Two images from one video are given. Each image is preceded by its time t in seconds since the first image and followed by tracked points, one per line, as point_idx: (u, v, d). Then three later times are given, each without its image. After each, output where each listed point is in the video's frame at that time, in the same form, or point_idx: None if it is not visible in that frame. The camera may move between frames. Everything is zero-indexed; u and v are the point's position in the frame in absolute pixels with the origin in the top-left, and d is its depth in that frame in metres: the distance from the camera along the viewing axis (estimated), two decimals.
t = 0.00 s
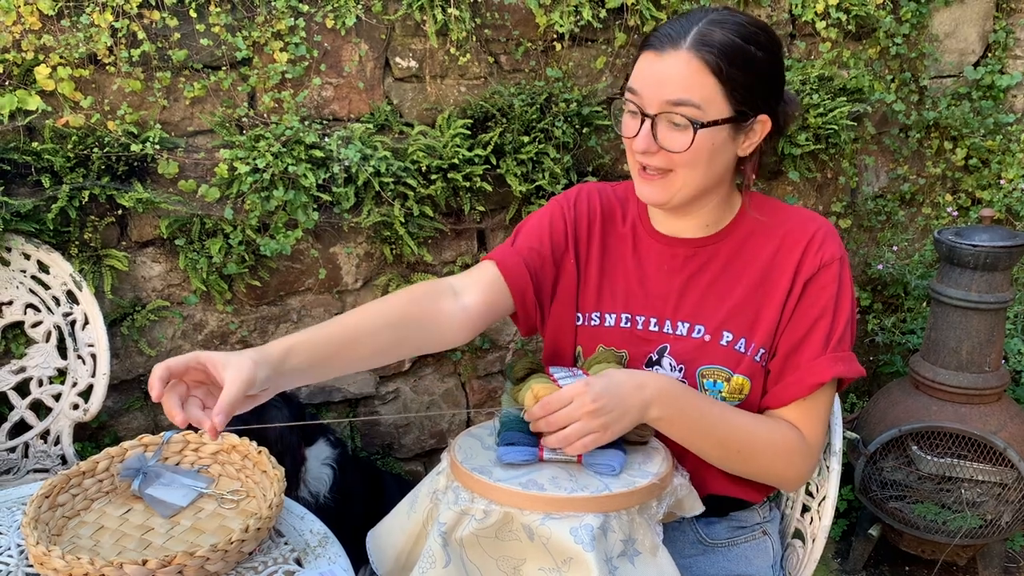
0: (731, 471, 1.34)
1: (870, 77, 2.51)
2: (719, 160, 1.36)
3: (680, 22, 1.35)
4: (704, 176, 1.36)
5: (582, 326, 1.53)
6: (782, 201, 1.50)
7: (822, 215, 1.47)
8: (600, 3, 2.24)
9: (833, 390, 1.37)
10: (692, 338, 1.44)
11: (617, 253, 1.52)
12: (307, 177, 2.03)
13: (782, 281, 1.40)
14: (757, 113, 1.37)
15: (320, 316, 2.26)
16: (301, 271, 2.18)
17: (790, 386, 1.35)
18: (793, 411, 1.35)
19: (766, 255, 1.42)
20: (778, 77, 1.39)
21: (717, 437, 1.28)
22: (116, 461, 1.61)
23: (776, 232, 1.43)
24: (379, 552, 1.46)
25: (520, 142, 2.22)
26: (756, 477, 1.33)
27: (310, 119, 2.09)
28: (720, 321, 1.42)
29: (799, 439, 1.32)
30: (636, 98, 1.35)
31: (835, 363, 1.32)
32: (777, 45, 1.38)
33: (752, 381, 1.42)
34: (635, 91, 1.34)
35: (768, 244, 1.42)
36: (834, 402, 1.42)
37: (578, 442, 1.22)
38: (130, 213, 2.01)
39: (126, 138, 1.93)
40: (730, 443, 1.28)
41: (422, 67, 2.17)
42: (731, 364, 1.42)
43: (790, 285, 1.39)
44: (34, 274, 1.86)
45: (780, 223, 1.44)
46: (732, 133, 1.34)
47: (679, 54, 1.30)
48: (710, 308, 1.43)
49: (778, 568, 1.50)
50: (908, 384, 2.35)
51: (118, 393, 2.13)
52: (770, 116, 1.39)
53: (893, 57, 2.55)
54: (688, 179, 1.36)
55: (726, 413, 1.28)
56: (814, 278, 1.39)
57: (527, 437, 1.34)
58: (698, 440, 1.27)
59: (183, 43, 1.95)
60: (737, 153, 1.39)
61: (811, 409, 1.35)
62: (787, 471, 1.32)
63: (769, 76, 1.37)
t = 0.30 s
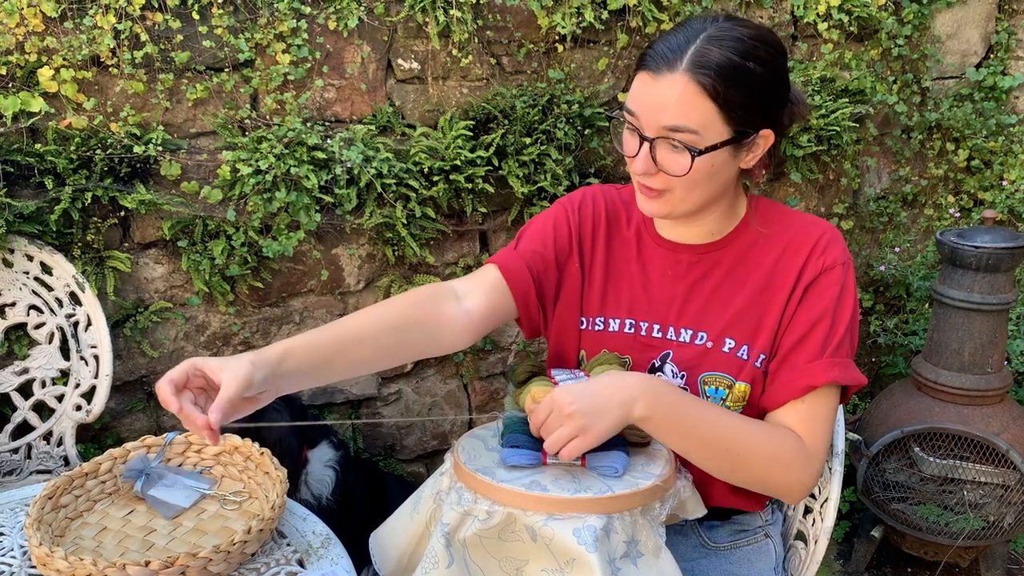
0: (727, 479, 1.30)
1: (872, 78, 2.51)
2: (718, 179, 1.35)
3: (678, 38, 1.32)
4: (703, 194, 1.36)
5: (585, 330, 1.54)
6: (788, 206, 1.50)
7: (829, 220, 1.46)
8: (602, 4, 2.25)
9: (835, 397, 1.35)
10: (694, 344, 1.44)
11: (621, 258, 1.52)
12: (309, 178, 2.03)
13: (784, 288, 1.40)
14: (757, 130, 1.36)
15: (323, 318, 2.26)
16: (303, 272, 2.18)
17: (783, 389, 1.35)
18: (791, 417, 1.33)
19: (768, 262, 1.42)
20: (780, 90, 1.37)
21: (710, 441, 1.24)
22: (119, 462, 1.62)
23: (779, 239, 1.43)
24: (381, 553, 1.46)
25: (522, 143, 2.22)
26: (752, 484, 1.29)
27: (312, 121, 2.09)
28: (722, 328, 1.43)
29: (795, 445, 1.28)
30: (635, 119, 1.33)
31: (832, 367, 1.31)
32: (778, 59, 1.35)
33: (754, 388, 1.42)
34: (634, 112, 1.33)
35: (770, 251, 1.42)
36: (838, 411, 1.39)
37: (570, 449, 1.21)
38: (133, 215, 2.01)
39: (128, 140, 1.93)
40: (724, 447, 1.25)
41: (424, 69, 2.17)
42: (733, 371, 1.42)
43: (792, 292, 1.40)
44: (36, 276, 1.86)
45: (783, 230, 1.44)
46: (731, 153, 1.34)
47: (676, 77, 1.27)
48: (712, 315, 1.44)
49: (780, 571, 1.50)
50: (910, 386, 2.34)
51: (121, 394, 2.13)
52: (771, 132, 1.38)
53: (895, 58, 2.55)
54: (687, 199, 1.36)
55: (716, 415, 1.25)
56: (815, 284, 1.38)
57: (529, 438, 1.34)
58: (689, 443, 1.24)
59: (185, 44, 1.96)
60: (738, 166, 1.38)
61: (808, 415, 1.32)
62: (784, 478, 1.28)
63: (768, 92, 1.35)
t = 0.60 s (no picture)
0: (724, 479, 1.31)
1: (873, 78, 2.51)
2: (732, 179, 1.35)
3: (698, 38, 1.32)
4: (716, 195, 1.35)
5: (587, 332, 1.53)
6: (791, 208, 1.50)
7: (832, 222, 1.47)
8: (604, 4, 2.25)
9: (832, 398, 1.35)
10: (698, 347, 1.44)
11: (624, 260, 1.52)
12: (311, 178, 2.03)
13: (787, 290, 1.40)
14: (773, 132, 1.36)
15: (325, 317, 2.26)
16: (305, 272, 2.18)
17: (780, 387, 1.35)
18: (788, 418, 1.33)
19: (772, 264, 1.42)
20: (795, 96, 1.38)
21: (706, 443, 1.25)
22: (122, 462, 1.62)
23: (783, 241, 1.43)
24: (384, 553, 1.46)
25: (523, 143, 2.22)
26: (749, 485, 1.30)
27: (314, 121, 2.09)
28: (726, 330, 1.43)
29: (791, 446, 1.30)
30: (652, 116, 1.32)
31: (831, 368, 1.31)
32: (796, 63, 1.36)
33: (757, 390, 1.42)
34: (651, 109, 1.32)
35: (774, 253, 1.42)
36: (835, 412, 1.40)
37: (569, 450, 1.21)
38: (135, 215, 2.01)
39: (130, 140, 1.94)
40: (718, 447, 1.26)
41: (426, 69, 2.17)
42: (737, 373, 1.42)
43: (796, 294, 1.40)
44: (39, 276, 1.86)
45: (787, 232, 1.44)
46: (747, 154, 1.33)
47: (697, 75, 1.27)
48: (716, 317, 1.44)
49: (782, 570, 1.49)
50: (912, 385, 2.34)
51: (124, 394, 2.13)
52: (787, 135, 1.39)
53: (897, 57, 2.55)
54: (701, 200, 1.35)
55: (711, 417, 1.26)
56: (817, 284, 1.39)
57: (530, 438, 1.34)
58: (684, 445, 1.25)
59: (187, 45, 1.96)
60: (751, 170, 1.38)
61: (804, 415, 1.33)
62: (780, 479, 1.29)
63: (784, 97, 1.35)
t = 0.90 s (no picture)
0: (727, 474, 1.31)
1: (874, 74, 2.50)
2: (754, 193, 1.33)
3: (747, 50, 1.27)
4: (738, 207, 1.33)
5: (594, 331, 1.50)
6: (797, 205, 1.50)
7: (837, 219, 1.47)
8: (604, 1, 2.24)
9: (838, 395, 1.36)
10: (707, 344, 1.43)
11: (632, 257, 1.49)
12: (311, 176, 2.03)
13: (796, 287, 1.40)
14: (802, 154, 1.33)
15: (326, 316, 2.26)
16: (306, 270, 2.18)
17: (788, 382, 1.35)
18: (793, 416, 1.34)
19: (781, 262, 1.41)
20: (828, 119, 1.35)
21: (710, 440, 1.25)
22: (121, 460, 1.61)
23: (792, 239, 1.42)
24: (384, 552, 1.46)
25: (524, 141, 2.21)
26: (752, 480, 1.31)
27: (314, 119, 2.09)
28: (735, 327, 1.42)
29: (795, 443, 1.30)
30: (686, 125, 1.27)
31: (838, 365, 1.32)
32: (835, 87, 1.33)
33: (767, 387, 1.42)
34: (687, 117, 1.27)
35: (783, 250, 1.42)
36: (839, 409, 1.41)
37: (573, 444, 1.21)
38: (135, 213, 2.01)
39: (130, 138, 1.93)
40: (723, 444, 1.26)
41: (426, 66, 2.17)
42: (746, 370, 1.42)
43: (805, 291, 1.39)
44: (39, 274, 1.86)
45: (795, 229, 1.43)
46: (774, 174, 1.31)
47: (743, 94, 1.22)
48: (725, 315, 1.43)
49: (784, 568, 1.49)
50: (914, 383, 2.34)
51: (124, 392, 2.13)
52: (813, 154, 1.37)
53: (899, 54, 2.54)
54: (720, 210, 1.33)
55: (716, 413, 1.26)
56: (826, 282, 1.39)
57: (529, 435, 1.34)
58: (688, 442, 1.25)
59: (187, 42, 1.95)
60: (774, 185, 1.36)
61: (809, 412, 1.34)
62: (784, 475, 1.30)
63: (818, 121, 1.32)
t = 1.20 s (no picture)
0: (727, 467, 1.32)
1: (875, 70, 2.50)
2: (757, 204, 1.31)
3: (754, 67, 1.23)
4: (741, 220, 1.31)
5: (605, 335, 1.46)
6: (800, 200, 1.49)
7: (839, 212, 1.46)
8: None
9: (840, 389, 1.35)
10: (715, 343, 1.42)
11: (640, 259, 1.45)
12: (311, 173, 2.03)
13: (801, 283, 1.39)
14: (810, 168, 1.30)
15: (326, 313, 2.26)
16: (306, 267, 2.18)
17: (789, 375, 1.35)
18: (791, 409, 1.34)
19: (786, 259, 1.40)
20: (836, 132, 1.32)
21: (704, 428, 1.25)
22: (122, 458, 1.61)
23: (798, 235, 1.41)
24: (385, 549, 1.46)
25: (524, 137, 2.21)
26: (746, 473, 1.31)
27: (314, 116, 2.08)
28: (743, 325, 1.40)
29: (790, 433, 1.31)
30: (692, 144, 1.23)
31: (837, 359, 1.31)
32: (844, 101, 1.29)
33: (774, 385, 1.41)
34: (693, 137, 1.23)
35: (788, 245, 1.40)
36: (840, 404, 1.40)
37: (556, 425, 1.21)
38: (135, 211, 2.01)
39: (130, 135, 1.93)
40: (715, 434, 1.26)
41: (426, 63, 2.16)
42: (755, 368, 1.40)
43: (810, 287, 1.38)
44: (39, 272, 1.86)
45: (799, 225, 1.42)
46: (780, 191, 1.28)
47: (752, 116, 1.19)
48: (732, 313, 1.41)
49: (786, 566, 1.49)
50: (915, 379, 2.33)
51: (125, 390, 2.13)
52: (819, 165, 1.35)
53: (900, 50, 2.53)
54: (723, 223, 1.31)
55: (709, 402, 1.26)
56: (830, 276, 1.38)
57: (528, 431, 1.35)
58: (682, 431, 1.25)
59: (186, 39, 1.95)
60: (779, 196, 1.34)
61: (808, 405, 1.33)
62: (780, 467, 1.30)
63: (826, 135, 1.29)
